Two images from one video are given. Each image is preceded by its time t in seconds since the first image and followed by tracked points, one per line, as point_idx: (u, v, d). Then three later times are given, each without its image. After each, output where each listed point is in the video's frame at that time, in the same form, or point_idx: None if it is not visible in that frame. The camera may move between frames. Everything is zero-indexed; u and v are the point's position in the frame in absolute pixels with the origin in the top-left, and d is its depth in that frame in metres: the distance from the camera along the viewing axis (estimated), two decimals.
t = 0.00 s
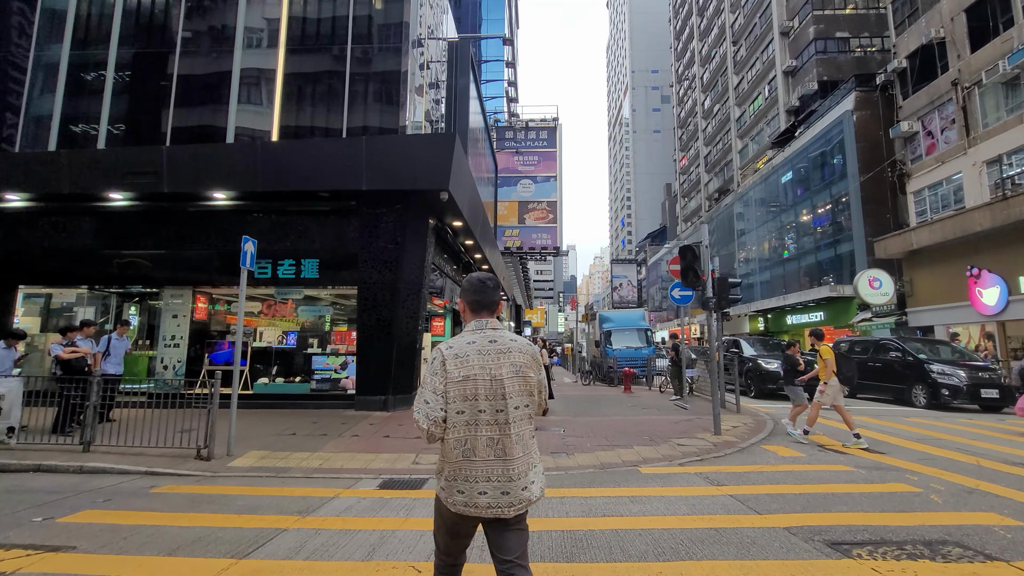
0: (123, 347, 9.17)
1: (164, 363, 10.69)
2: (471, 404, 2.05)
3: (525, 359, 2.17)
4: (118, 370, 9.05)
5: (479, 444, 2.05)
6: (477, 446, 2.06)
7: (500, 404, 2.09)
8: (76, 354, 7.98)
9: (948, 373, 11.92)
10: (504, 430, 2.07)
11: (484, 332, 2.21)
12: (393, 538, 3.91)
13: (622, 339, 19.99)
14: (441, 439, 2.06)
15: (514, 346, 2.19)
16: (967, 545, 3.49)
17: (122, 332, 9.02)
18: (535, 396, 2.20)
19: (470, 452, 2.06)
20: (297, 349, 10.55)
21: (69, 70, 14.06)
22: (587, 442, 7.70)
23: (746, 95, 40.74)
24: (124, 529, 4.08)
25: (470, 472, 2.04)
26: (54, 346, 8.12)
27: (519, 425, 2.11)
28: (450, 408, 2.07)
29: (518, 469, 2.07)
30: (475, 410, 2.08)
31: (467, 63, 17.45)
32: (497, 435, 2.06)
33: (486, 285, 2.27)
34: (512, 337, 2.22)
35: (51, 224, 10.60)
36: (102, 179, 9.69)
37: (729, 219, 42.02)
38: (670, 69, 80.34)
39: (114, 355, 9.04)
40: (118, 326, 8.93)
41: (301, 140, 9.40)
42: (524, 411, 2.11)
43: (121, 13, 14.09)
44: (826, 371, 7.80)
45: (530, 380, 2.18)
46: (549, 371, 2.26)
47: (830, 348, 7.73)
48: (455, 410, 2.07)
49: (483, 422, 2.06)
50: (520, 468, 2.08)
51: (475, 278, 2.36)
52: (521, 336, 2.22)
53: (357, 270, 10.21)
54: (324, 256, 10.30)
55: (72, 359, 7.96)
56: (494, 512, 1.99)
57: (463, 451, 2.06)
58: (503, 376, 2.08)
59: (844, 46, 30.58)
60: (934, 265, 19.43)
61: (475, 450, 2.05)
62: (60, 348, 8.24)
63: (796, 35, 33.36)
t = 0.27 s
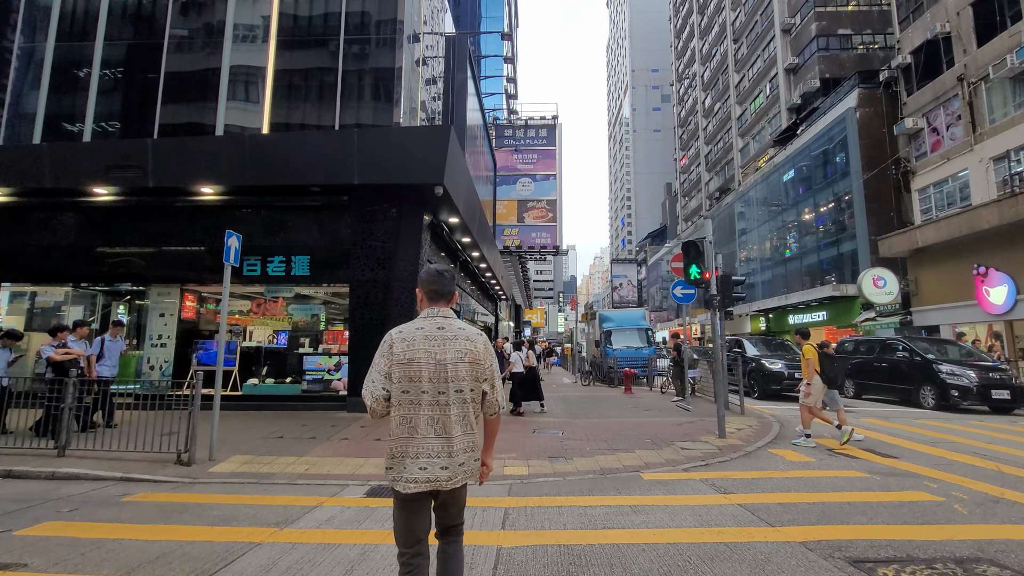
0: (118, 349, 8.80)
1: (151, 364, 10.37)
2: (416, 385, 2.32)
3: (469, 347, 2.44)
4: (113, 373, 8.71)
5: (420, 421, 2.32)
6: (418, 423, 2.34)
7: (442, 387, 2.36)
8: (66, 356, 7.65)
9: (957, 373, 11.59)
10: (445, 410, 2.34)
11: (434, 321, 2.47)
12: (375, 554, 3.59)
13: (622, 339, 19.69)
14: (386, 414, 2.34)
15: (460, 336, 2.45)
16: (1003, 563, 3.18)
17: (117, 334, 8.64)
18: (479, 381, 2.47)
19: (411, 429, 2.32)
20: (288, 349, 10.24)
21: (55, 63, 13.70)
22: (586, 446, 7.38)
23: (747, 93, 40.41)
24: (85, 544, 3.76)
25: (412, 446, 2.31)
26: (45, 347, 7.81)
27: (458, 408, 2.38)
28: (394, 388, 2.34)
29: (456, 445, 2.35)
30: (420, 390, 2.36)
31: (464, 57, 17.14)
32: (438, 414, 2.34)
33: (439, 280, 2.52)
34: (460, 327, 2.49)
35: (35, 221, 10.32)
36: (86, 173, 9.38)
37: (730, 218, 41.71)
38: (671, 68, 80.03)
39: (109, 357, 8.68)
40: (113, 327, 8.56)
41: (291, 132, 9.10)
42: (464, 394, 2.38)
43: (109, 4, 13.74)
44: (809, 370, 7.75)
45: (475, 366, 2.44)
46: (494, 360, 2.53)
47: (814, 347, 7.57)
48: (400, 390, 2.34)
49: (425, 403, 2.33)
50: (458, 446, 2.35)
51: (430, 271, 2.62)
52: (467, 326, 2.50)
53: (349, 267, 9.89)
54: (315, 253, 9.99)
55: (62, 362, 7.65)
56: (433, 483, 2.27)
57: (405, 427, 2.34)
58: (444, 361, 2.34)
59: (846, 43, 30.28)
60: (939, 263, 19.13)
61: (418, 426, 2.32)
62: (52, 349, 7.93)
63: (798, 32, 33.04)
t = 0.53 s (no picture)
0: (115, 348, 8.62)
1: (139, 365, 10.04)
2: (391, 398, 2.42)
3: (442, 361, 2.52)
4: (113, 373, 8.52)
5: (393, 432, 2.42)
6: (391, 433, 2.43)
7: (416, 401, 2.46)
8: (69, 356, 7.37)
9: (968, 375, 11.31)
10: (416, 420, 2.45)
11: (411, 336, 2.57)
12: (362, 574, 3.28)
13: (623, 339, 19.41)
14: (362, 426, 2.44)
15: (435, 352, 2.54)
16: None
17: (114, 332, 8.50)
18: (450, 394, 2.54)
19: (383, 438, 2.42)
20: (281, 349, 9.97)
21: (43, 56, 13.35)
22: (589, 451, 7.08)
23: (748, 91, 40.11)
24: (46, 562, 3.45)
25: (384, 456, 2.40)
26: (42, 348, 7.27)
27: (431, 420, 2.48)
28: (369, 399, 2.45)
29: (428, 457, 2.45)
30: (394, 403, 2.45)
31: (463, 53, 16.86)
32: (411, 427, 2.43)
33: (418, 297, 2.62)
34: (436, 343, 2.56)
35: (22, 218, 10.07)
36: (72, 167, 9.08)
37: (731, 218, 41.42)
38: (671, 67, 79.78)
39: (107, 356, 8.49)
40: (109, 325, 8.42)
41: (283, 125, 8.80)
42: (437, 408, 2.48)
43: None
44: (801, 370, 7.83)
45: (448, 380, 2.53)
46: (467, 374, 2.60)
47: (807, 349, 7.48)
48: (376, 402, 2.45)
49: (400, 415, 2.43)
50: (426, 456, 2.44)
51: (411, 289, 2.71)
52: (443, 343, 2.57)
53: (344, 265, 9.58)
54: (309, 250, 9.69)
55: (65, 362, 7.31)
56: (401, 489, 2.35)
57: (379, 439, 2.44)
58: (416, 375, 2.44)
59: (849, 41, 29.99)
60: (946, 262, 18.83)
61: (390, 437, 2.41)
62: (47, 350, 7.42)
63: (801, 30, 32.76)
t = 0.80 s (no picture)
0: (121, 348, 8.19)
1: (129, 365, 9.77)
2: (377, 380, 3.10)
3: (419, 351, 3.27)
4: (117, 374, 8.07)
5: (381, 411, 3.11)
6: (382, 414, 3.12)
7: (397, 383, 3.15)
8: (64, 356, 7.01)
9: (981, 375, 11.02)
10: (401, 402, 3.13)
11: (390, 330, 3.24)
12: None
13: (626, 339, 19.16)
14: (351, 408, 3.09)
15: (412, 339, 3.26)
16: None
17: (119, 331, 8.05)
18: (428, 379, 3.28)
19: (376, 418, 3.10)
20: (276, 349, 9.70)
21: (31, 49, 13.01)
22: (593, 454, 6.79)
23: (751, 89, 39.78)
24: None
25: (374, 433, 3.08)
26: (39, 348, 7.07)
27: (410, 398, 3.17)
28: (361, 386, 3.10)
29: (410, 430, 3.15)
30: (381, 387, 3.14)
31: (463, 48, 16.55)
32: (395, 406, 3.12)
33: (393, 296, 3.32)
34: (411, 335, 3.30)
35: (11, 212, 9.76)
36: (59, 161, 8.80)
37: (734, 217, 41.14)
38: (672, 66, 79.47)
39: (111, 356, 8.04)
40: (114, 323, 7.99)
41: (276, 116, 8.51)
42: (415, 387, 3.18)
43: None
44: (792, 371, 7.45)
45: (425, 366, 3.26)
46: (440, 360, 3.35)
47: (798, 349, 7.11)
48: (363, 387, 3.10)
49: (385, 396, 3.11)
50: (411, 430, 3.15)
51: (389, 290, 3.36)
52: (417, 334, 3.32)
53: (339, 261, 9.27)
54: (303, 246, 9.40)
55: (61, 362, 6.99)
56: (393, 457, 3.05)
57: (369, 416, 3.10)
58: (399, 361, 3.12)
59: (853, 38, 29.66)
60: (955, 260, 18.52)
61: (380, 415, 3.11)
62: (47, 351, 7.24)
63: (804, 27, 32.45)
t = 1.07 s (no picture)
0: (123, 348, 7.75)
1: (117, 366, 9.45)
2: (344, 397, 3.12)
3: (386, 366, 3.28)
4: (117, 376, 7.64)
5: (349, 428, 3.14)
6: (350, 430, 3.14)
7: (364, 398, 3.18)
8: (60, 358, 6.57)
9: (997, 376, 10.69)
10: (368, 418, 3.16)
11: (357, 346, 3.27)
12: None
13: (628, 339, 18.86)
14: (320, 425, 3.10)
15: (377, 355, 3.30)
16: None
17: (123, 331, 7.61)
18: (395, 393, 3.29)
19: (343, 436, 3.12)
20: (268, 349, 9.40)
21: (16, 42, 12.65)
22: (597, 460, 6.48)
23: (754, 87, 39.46)
24: None
25: (344, 447, 3.11)
26: (34, 347, 6.62)
27: (377, 412, 3.20)
28: (327, 403, 3.14)
29: (378, 443, 3.16)
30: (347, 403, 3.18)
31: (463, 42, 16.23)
32: (364, 420, 3.15)
33: (359, 312, 3.33)
34: (377, 350, 3.33)
35: None
36: (43, 156, 8.51)
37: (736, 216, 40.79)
38: (674, 65, 79.13)
39: (112, 357, 7.61)
40: (118, 323, 7.56)
41: (268, 110, 8.20)
42: (383, 400, 3.23)
43: None
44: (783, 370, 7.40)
45: (391, 380, 3.28)
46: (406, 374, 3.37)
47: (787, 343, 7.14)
48: (331, 404, 3.13)
49: (353, 411, 3.15)
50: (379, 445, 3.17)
51: (353, 306, 3.38)
52: (383, 349, 3.33)
53: (334, 260, 8.97)
54: (297, 244, 9.09)
55: (57, 364, 6.56)
56: (361, 473, 3.08)
57: (338, 432, 3.13)
58: (365, 376, 3.15)
59: (858, 34, 29.34)
60: (964, 259, 18.20)
61: (347, 432, 3.13)
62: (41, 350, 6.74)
63: (807, 24, 32.16)
